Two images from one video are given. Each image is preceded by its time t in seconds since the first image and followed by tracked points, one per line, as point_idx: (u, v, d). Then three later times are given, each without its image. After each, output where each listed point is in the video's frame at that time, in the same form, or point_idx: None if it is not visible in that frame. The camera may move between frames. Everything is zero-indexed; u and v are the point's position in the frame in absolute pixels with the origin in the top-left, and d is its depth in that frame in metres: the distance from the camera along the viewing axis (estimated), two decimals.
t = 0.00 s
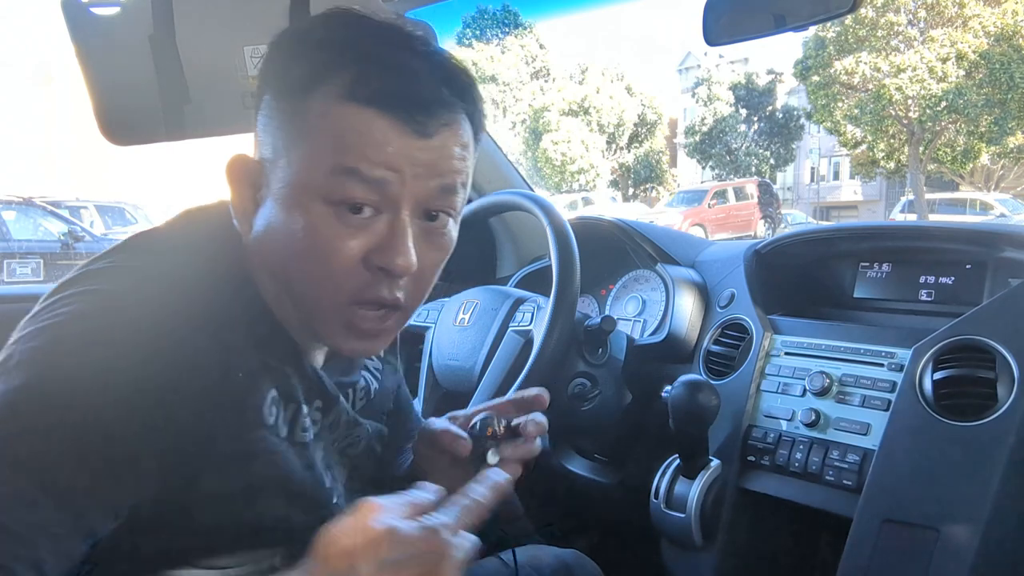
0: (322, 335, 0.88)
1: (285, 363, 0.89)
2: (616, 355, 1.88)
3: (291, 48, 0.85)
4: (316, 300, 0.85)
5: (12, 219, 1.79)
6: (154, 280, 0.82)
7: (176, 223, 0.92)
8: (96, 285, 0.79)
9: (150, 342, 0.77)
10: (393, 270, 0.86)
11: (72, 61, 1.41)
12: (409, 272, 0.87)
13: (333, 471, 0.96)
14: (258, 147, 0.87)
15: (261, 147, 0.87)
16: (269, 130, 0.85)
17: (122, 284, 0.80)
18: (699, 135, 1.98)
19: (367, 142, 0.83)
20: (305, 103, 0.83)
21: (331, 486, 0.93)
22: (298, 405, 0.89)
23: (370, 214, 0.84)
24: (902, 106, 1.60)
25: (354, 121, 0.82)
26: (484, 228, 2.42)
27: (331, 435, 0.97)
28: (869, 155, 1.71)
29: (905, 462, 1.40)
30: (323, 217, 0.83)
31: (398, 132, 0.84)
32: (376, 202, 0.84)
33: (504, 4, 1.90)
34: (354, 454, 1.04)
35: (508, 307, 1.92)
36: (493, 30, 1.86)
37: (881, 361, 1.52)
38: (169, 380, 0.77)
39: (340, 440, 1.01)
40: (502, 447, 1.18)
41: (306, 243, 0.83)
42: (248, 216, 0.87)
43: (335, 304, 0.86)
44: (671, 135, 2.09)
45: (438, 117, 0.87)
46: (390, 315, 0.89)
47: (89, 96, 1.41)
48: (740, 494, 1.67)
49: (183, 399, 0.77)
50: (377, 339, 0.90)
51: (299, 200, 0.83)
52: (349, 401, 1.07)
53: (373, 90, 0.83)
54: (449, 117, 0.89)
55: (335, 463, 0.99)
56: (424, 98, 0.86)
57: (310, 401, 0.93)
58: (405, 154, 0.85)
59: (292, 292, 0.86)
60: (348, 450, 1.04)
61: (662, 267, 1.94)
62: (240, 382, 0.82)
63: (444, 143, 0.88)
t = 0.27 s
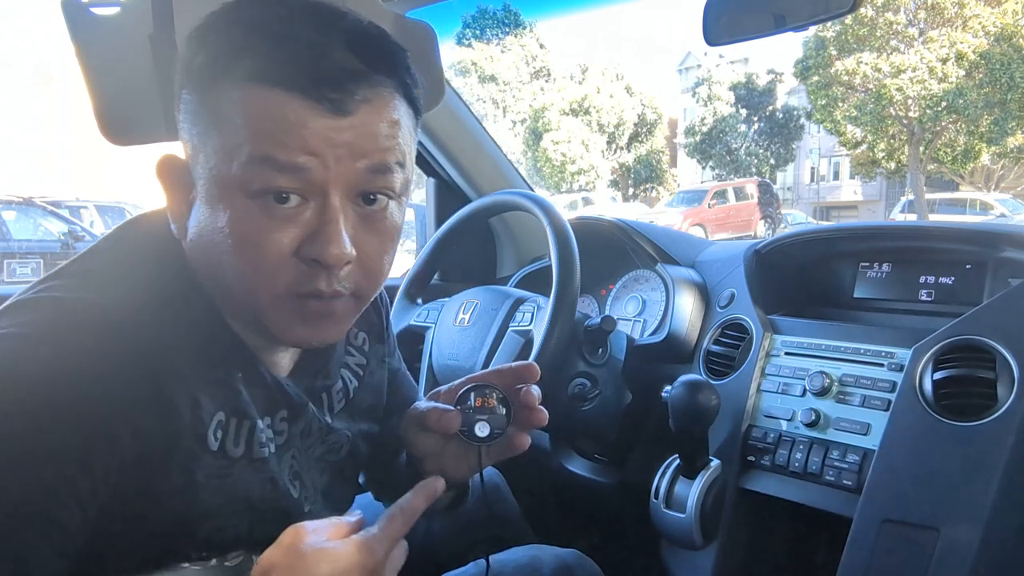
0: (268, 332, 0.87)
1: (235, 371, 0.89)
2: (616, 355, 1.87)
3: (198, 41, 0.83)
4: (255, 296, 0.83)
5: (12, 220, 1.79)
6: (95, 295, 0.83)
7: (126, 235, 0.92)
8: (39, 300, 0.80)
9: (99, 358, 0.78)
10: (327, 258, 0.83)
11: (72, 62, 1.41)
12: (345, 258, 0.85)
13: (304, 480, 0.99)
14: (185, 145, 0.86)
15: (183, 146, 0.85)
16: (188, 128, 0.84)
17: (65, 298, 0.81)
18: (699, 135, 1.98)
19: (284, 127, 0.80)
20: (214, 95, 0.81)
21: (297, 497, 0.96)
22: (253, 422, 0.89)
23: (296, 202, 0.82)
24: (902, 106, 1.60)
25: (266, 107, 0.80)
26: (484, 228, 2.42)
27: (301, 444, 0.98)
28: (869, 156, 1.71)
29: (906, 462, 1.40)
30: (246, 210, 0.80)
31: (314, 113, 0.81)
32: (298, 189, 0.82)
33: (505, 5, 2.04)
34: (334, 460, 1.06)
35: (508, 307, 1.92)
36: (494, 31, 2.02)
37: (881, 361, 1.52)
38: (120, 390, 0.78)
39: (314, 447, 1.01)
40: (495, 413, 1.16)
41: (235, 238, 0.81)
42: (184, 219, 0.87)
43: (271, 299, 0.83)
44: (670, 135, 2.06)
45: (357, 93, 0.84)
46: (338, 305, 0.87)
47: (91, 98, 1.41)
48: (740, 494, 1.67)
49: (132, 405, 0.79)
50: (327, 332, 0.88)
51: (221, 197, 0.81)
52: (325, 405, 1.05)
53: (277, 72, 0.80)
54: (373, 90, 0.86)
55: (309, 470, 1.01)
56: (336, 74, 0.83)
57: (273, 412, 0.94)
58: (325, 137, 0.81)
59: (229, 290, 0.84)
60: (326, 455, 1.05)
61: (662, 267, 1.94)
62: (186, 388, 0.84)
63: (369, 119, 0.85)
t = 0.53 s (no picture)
0: (255, 322, 0.79)
1: (233, 363, 0.83)
2: (616, 355, 1.87)
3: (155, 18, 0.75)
4: (238, 285, 0.75)
5: (11, 219, 1.77)
6: (90, 285, 0.78)
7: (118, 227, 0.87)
8: (34, 294, 0.75)
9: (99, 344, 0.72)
10: (311, 241, 0.75)
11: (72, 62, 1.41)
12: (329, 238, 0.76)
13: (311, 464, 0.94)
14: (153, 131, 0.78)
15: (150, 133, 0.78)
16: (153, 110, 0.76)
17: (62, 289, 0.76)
18: (699, 135, 1.96)
19: (251, 101, 0.72)
20: (176, 72, 0.73)
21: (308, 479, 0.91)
22: (253, 404, 0.84)
23: (269, 180, 0.73)
24: (902, 107, 1.59)
25: (231, 80, 0.71)
26: (483, 228, 2.42)
27: (304, 426, 0.95)
28: (869, 155, 1.68)
29: (906, 462, 1.40)
30: (217, 193, 0.72)
31: (280, 85, 0.73)
32: (271, 165, 0.72)
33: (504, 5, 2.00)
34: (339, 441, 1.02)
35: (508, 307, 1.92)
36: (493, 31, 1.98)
37: (881, 361, 1.52)
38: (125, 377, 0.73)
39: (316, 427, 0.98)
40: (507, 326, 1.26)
41: (209, 225, 0.73)
42: (159, 208, 0.79)
43: (256, 288, 0.75)
44: (671, 135, 2.03)
45: (330, 64, 0.77)
46: (328, 292, 0.79)
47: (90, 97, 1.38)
48: (740, 493, 1.67)
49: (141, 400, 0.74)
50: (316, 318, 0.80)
51: (191, 179, 0.72)
52: (324, 385, 1.04)
53: (239, 41, 0.71)
54: (340, 61, 0.78)
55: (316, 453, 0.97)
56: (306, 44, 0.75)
57: (274, 394, 0.91)
58: (295, 111, 0.73)
59: (211, 281, 0.77)
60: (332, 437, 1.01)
61: (662, 267, 1.95)
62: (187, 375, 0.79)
63: (339, 91, 0.76)
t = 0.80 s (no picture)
0: (241, 326, 0.86)
1: (223, 364, 0.88)
2: (616, 355, 1.87)
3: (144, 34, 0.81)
4: (224, 293, 0.82)
5: (12, 220, 1.79)
6: (83, 291, 0.82)
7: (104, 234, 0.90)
8: (22, 300, 0.79)
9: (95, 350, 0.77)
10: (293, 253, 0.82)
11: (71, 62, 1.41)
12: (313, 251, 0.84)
13: (306, 468, 0.98)
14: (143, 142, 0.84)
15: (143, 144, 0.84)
16: (144, 123, 0.82)
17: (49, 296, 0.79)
18: (699, 135, 1.98)
19: (241, 118, 0.78)
20: (166, 89, 0.79)
21: (303, 485, 0.96)
22: (248, 412, 0.89)
23: (257, 195, 0.80)
24: (902, 107, 1.60)
25: (223, 99, 0.78)
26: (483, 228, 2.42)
27: (298, 432, 0.98)
28: (869, 156, 1.70)
29: (906, 462, 1.40)
30: (206, 206, 0.79)
31: (270, 102, 0.79)
32: (258, 181, 0.80)
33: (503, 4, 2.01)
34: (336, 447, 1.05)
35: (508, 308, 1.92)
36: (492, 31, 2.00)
37: (881, 361, 1.53)
38: (117, 380, 0.77)
39: (311, 432, 1.01)
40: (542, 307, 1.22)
41: (198, 236, 0.80)
42: (148, 215, 0.85)
43: (240, 296, 0.82)
44: (671, 135, 2.07)
45: (321, 76, 0.83)
46: (312, 298, 0.86)
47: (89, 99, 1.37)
48: (740, 494, 1.67)
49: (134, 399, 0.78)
50: (302, 324, 0.87)
51: (181, 193, 0.79)
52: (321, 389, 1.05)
53: (228, 59, 0.78)
54: (329, 75, 0.83)
55: (310, 458, 1.00)
56: (291, 60, 0.80)
57: (267, 401, 0.94)
58: (283, 127, 0.80)
59: (198, 288, 0.83)
60: (326, 442, 1.04)
61: (662, 267, 1.94)
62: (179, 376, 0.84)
63: (328, 104, 0.83)
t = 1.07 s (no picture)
0: (243, 333, 0.85)
1: (221, 370, 0.88)
2: (616, 355, 1.88)
3: (145, 40, 0.81)
4: (226, 300, 0.82)
5: (12, 219, 1.76)
6: (84, 298, 0.82)
7: (103, 236, 0.90)
8: (21, 305, 0.79)
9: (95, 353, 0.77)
10: (297, 260, 0.82)
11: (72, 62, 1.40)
12: (316, 259, 0.84)
13: (305, 471, 0.99)
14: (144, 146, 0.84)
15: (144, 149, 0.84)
16: (144, 129, 0.82)
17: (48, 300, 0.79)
18: (699, 135, 1.98)
19: (243, 124, 0.78)
20: (166, 94, 0.79)
21: (302, 488, 0.96)
22: (247, 417, 0.89)
23: (260, 201, 0.80)
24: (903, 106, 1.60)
25: (224, 105, 0.78)
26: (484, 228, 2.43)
27: (297, 436, 0.98)
28: (869, 155, 1.70)
29: (906, 462, 1.40)
30: (208, 212, 0.79)
31: (273, 107, 0.79)
32: (260, 188, 0.80)
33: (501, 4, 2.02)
34: (334, 450, 1.05)
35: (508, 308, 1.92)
36: (491, 31, 2.00)
37: (881, 361, 1.52)
38: (115, 382, 0.77)
39: (312, 435, 1.01)
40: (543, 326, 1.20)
41: (202, 243, 0.80)
42: (150, 218, 0.85)
43: (242, 303, 0.82)
44: (671, 135, 2.07)
45: (323, 80, 0.83)
46: (314, 305, 0.86)
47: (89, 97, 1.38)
48: (740, 494, 1.67)
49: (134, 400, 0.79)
50: (304, 332, 0.87)
51: (183, 200, 0.79)
52: (321, 394, 1.05)
53: (229, 65, 0.78)
54: (331, 80, 0.84)
55: (309, 461, 1.00)
56: (294, 67, 0.81)
57: (267, 406, 0.94)
58: (285, 134, 0.80)
59: (200, 294, 0.83)
60: (326, 445, 1.04)
61: (662, 267, 1.94)
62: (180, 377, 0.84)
63: (330, 110, 0.83)
